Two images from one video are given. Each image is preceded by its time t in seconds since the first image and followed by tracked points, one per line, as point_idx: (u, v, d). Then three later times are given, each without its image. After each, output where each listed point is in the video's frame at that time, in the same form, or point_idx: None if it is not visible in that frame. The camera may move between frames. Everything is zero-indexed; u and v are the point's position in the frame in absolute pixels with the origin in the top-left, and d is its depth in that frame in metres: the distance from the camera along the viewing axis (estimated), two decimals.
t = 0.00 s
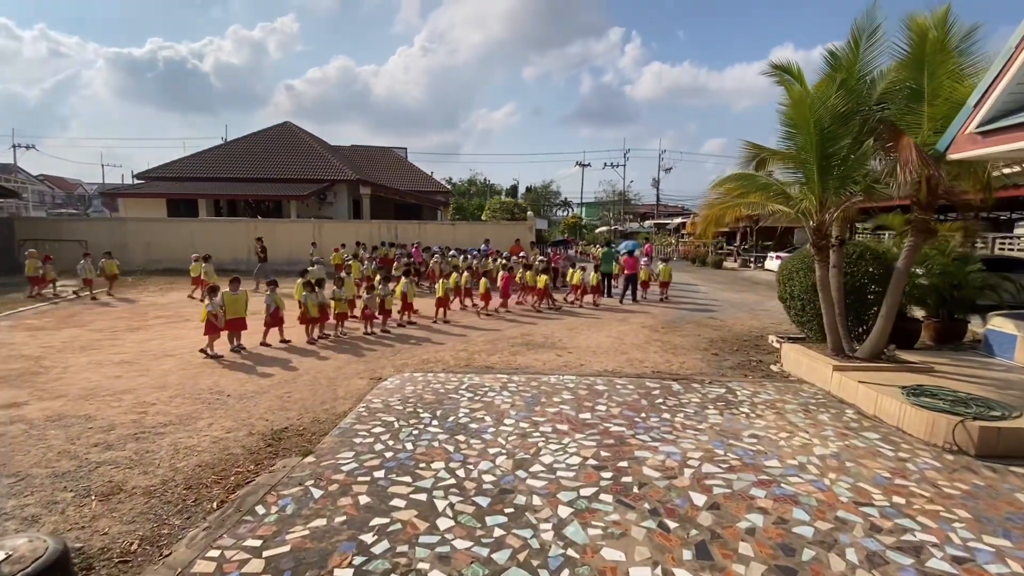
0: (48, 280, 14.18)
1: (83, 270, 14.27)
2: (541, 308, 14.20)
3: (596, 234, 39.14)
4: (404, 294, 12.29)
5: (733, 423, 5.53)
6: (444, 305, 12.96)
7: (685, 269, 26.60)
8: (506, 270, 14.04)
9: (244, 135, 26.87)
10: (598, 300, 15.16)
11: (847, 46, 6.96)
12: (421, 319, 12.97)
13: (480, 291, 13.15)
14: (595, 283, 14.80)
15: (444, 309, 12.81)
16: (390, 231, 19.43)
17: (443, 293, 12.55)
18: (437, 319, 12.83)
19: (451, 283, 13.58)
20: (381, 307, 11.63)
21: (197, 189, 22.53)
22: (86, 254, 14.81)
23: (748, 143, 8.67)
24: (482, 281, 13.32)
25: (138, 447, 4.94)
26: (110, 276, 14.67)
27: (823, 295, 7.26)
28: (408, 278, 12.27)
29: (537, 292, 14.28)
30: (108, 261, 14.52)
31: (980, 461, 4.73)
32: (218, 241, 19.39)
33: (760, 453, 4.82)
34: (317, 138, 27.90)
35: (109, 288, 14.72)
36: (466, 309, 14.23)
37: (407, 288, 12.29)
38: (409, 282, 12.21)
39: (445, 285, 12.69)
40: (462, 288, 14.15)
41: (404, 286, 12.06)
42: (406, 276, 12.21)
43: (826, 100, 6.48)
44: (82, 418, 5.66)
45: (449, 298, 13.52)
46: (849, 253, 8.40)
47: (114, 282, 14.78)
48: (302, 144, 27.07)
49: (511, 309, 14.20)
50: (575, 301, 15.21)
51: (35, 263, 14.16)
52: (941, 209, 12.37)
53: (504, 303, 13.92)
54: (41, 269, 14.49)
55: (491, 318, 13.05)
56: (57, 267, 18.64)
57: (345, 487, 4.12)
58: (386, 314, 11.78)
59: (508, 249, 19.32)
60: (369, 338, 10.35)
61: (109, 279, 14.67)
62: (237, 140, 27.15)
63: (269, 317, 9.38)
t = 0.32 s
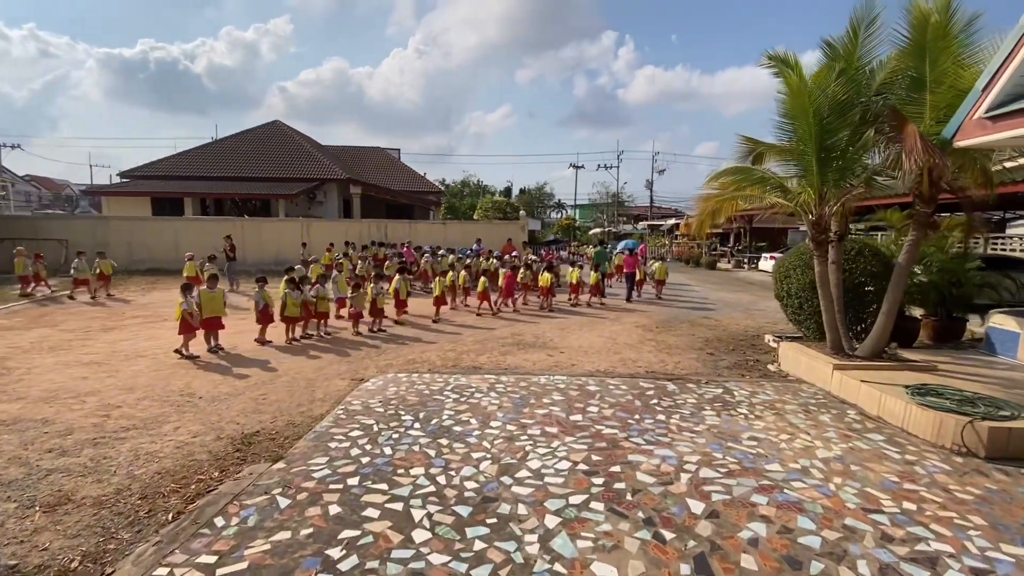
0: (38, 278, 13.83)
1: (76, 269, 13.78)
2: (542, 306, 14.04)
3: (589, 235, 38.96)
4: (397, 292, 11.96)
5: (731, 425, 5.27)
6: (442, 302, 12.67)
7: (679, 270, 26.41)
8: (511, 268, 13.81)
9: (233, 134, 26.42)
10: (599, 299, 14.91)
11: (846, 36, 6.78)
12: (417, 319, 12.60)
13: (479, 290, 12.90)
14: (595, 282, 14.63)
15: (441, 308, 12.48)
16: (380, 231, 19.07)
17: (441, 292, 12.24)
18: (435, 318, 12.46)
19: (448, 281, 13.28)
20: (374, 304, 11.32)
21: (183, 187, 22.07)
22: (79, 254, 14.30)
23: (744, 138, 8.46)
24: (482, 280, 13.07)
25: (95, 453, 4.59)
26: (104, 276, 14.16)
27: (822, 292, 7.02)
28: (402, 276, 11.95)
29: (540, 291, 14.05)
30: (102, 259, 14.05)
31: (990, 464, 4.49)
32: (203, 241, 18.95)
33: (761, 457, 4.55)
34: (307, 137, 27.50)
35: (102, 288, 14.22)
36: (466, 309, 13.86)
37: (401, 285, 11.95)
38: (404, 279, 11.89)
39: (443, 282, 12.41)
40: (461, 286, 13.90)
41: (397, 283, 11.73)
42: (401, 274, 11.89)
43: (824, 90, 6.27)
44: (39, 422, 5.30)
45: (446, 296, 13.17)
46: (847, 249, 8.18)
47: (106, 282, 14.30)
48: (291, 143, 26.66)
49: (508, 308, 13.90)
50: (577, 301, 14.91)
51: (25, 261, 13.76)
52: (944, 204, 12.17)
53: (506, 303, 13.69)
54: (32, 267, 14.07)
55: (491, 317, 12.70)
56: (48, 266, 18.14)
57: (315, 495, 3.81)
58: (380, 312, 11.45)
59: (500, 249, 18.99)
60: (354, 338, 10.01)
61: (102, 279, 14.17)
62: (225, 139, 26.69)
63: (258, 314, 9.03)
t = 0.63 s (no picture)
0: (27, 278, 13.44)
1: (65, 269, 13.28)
2: (542, 305, 13.89)
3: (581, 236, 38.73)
4: (389, 291, 11.68)
5: (727, 428, 5.00)
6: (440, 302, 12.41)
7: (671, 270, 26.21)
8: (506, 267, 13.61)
9: (218, 132, 25.92)
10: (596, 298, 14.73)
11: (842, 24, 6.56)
12: (411, 319, 12.30)
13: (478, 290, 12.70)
14: (591, 281, 14.48)
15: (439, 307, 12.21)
16: (368, 230, 18.70)
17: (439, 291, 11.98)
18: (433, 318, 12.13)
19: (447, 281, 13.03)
20: (364, 304, 11.04)
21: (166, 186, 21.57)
22: (67, 254, 13.77)
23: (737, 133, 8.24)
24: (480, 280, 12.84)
25: (42, 464, 4.24)
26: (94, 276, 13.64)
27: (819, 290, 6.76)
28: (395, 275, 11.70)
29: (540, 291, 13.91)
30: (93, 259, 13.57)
31: (1000, 467, 4.25)
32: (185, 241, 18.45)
33: (759, 462, 4.28)
34: (294, 136, 27.06)
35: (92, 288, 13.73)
36: (467, 309, 13.49)
37: (394, 284, 11.68)
38: (398, 278, 11.62)
39: (441, 280, 12.14)
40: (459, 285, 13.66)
41: (390, 282, 11.46)
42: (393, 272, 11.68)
43: (820, 79, 6.05)
44: None
45: (443, 296, 12.87)
46: (843, 246, 7.99)
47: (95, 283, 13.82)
48: (278, 142, 26.21)
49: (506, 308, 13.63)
50: (573, 301, 14.68)
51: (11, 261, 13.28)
52: (945, 202, 12.00)
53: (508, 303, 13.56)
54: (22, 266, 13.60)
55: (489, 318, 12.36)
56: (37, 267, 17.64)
57: (277, 510, 3.49)
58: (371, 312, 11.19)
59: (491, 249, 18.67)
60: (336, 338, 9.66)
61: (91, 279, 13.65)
62: (210, 138, 26.19)
63: (239, 314, 8.67)
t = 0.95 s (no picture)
0: (18, 280, 13.01)
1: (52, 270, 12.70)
2: (542, 305, 13.71)
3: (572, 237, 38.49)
4: (384, 291, 11.48)
5: (727, 431, 4.71)
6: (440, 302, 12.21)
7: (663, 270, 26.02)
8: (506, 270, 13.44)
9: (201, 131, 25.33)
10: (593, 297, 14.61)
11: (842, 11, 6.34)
12: (405, 319, 12.00)
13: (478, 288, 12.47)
14: (589, 280, 14.37)
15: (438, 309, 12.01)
16: (355, 230, 18.28)
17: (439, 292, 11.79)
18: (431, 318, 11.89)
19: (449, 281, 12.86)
20: (353, 303, 10.66)
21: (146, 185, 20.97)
22: (56, 254, 13.20)
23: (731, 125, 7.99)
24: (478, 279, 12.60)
25: None
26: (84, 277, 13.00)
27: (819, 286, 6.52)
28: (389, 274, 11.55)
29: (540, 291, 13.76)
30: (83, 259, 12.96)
31: (1017, 472, 4.00)
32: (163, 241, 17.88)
33: (763, 468, 3.99)
34: (280, 135, 26.55)
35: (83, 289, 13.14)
36: (457, 310, 13.10)
37: (389, 284, 11.52)
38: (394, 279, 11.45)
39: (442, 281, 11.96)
40: (457, 286, 13.37)
41: (386, 282, 11.30)
42: (387, 273, 11.53)
43: (821, 66, 5.81)
44: None
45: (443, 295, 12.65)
46: (841, 241, 7.78)
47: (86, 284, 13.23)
48: (263, 140, 25.68)
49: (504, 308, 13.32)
50: (568, 301, 14.44)
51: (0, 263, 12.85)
52: (948, 195, 11.74)
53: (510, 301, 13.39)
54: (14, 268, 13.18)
55: (487, 317, 12.02)
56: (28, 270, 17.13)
57: (235, 530, 3.13)
58: (360, 312, 10.83)
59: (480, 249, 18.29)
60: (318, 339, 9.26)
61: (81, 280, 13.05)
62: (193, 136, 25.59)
63: (213, 316, 8.22)
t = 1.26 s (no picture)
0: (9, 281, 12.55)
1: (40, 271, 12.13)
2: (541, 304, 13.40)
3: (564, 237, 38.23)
4: (377, 289, 11.18)
5: (731, 435, 4.39)
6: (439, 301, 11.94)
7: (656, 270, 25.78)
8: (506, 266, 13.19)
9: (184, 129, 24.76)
10: (592, 297, 14.34)
11: None
12: (400, 319, 11.68)
13: (478, 286, 12.21)
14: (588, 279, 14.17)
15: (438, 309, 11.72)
16: (342, 229, 17.84)
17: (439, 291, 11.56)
18: (429, 317, 11.60)
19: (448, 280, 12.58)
20: (342, 301, 10.30)
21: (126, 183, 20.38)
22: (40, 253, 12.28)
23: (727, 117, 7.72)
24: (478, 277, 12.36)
25: None
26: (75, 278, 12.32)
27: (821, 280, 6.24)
28: (383, 273, 11.27)
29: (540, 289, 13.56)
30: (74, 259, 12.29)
31: None
32: (142, 240, 17.30)
33: (772, 475, 3.68)
34: (266, 133, 26.04)
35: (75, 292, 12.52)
36: (457, 309, 12.74)
37: (382, 282, 11.25)
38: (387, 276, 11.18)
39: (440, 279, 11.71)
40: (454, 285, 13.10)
41: (379, 280, 11.00)
42: (379, 271, 11.24)
43: (825, 49, 5.54)
44: None
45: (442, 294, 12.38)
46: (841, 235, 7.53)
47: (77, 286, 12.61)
48: (249, 138, 25.15)
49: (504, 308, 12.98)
50: (563, 301, 14.15)
51: None
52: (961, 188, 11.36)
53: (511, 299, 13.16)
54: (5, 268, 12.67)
55: (492, 316, 11.77)
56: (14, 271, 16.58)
57: (182, 555, 2.75)
58: (348, 310, 10.46)
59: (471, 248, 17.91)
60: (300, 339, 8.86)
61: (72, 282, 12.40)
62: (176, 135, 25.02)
63: (182, 318, 7.69)
